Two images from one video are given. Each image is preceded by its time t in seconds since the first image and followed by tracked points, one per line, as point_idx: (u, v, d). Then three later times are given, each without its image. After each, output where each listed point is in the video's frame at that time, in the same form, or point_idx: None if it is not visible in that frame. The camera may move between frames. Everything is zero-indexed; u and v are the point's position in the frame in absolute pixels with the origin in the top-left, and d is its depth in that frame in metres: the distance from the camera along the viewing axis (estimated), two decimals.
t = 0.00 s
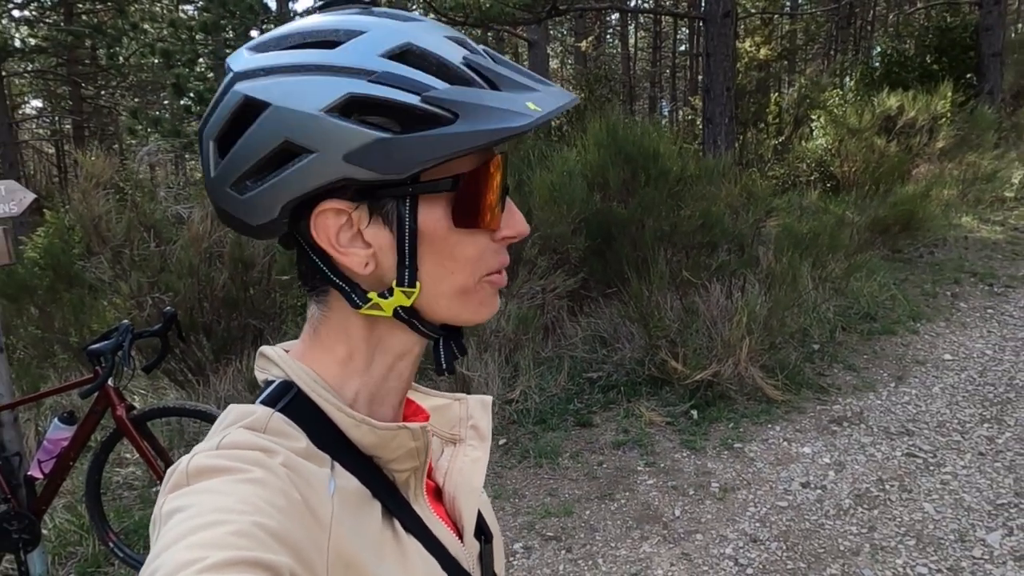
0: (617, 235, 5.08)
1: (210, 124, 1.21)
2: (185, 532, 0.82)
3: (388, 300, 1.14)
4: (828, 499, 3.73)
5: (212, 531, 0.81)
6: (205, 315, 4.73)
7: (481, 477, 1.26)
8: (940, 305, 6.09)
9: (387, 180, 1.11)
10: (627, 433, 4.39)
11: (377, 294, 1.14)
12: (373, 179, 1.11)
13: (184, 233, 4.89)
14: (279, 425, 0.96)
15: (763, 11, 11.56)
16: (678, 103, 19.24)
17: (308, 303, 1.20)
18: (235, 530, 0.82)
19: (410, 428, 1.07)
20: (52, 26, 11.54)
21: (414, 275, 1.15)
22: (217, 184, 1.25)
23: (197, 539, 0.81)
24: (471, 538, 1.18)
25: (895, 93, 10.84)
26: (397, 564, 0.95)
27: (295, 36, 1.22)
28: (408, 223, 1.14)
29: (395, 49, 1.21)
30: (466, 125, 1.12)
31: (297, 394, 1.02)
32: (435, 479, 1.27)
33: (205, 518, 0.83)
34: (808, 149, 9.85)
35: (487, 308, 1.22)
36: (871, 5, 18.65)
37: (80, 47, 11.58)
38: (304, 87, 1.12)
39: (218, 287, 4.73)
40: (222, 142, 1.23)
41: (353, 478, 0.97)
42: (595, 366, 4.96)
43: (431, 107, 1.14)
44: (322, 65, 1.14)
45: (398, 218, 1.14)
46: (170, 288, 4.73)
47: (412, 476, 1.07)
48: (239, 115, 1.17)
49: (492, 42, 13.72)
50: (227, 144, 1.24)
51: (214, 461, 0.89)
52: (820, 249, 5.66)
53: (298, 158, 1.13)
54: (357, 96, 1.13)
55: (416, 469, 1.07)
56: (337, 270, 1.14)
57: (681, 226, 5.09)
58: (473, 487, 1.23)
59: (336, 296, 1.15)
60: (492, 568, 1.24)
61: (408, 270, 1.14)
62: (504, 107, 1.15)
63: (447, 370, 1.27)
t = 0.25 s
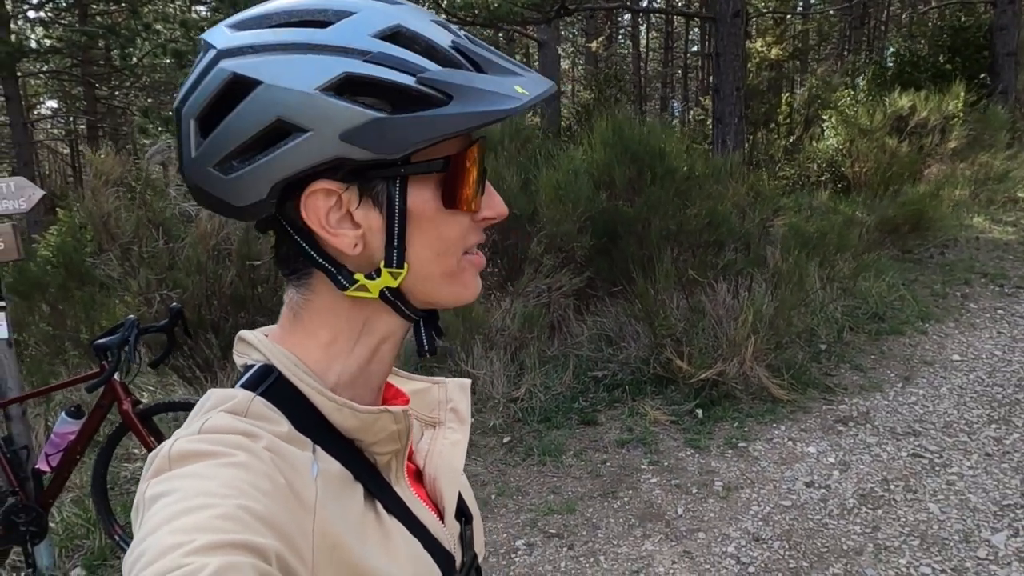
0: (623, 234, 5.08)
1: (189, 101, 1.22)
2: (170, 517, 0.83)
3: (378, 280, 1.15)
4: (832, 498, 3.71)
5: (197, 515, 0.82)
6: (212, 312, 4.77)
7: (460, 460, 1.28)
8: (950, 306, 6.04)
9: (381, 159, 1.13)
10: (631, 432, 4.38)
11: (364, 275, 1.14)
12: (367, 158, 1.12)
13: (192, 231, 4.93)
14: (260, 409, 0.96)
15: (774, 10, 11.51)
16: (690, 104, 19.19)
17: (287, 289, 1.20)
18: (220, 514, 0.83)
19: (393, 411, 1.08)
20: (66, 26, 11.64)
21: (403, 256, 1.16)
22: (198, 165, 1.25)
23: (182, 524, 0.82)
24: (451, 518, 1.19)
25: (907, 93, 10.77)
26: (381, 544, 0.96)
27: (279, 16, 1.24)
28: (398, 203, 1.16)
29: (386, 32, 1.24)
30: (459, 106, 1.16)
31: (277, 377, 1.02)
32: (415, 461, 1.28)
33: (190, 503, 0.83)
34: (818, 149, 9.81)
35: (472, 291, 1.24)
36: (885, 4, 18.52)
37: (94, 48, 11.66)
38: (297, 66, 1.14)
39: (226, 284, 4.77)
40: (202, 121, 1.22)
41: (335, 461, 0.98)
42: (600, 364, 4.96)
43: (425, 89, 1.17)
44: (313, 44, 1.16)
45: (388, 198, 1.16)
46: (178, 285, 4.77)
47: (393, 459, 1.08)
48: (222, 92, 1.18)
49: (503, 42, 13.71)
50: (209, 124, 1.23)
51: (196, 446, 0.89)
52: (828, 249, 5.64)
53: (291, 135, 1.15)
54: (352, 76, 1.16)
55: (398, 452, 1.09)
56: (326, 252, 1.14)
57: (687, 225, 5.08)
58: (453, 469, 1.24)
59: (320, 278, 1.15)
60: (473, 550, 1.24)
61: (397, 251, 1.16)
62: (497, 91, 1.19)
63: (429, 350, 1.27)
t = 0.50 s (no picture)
0: (642, 237, 5.07)
1: (180, 77, 1.20)
2: (137, 518, 0.85)
3: (372, 275, 1.17)
4: (851, 506, 3.65)
5: (165, 517, 0.84)
6: (235, 310, 4.84)
7: (429, 454, 1.33)
8: (980, 313, 5.92)
9: (398, 157, 1.18)
10: (647, 436, 4.36)
11: (361, 271, 1.16)
12: (392, 155, 1.17)
13: (216, 230, 5.00)
14: (229, 410, 0.98)
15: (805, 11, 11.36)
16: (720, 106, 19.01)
17: (259, 281, 1.17)
18: (188, 515, 0.85)
19: (363, 410, 1.10)
20: (103, 30, 11.88)
21: (400, 255, 1.20)
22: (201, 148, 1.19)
23: (149, 526, 0.84)
24: (422, 512, 1.22)
25: (941, 95, 10.57)
26: (350, 539, 0.99)
27: (294, 7, 1.24)
28: (403, 200, 1.20)
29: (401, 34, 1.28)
30: (474, 113, 1.24)
31: (245, 375, 1.02)
32: (384, 457, 1.32)
33: (158, 504, 0.85)
34: (848, 152, 9.67)
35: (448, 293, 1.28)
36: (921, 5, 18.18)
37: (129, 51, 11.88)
38: (327, 59, 1.16)
39: (248, 283, 4.83)
40: (211, 105, 1.18)
41: (305, 460, 1.00)
42: (618, 367, 4.92)
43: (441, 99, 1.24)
44: (340, 38, 1.18)
45: (394, 195, 1.19)
46: (202, 284, 4.85)
47: (363, 456, 1.11)
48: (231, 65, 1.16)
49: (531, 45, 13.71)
50: (217, 109, 1.20)
51: (165, 448, 0.91)
52: (854, 253, 5.55)
53: (318, 125, 1.16)
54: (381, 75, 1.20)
55: (367, 449, 1.12)
56: (323, 244, 1.15)
57: (707, 228, 5.05)
58: (422, 464, 1.29)
59: (309, 270, 1.15)
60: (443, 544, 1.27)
61: (395, 249, 1.19)
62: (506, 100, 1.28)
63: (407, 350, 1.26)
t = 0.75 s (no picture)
0: (662, 239, 5.00)
1: (160, 37, 1.11)
2: (70, 528, 0.78)
3: (346, 273, 1.12)
4: (867, 516, 3.58)
5: (99, 526, 0.78)
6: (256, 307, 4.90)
7: (364, 444, 1.26)
8: (1011, 319, 5.77)
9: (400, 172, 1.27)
10: (662, 439, 4.32)
11: (343, 270, 1.12)
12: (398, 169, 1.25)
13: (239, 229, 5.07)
14: (167, 410, 0.90)
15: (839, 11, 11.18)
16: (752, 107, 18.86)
17: (216, 262, 1.02)
18: (123, 525, 0.78)
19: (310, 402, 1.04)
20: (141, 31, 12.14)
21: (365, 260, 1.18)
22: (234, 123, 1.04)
23: (84, 536, 0.77)
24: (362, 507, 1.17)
25: (978, 97, 10.35)
26: (302, 537, 0.93)
27: None
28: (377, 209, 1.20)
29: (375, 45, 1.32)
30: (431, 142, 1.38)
31: (183, 371, 0.93)
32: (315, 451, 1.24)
33: (92, 513, 0.79)
34: (879, 155, 9.52)
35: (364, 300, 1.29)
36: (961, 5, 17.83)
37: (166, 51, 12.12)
38: (364, 69, 1.19)
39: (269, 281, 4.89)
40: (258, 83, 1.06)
41: (249, 459, 0.93)
42: (637, 370, 4.87)
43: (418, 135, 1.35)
44: (362, 48, 1.22)
45: (372, 203, 1.19)
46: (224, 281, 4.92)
47: (306, 452, 1.05)
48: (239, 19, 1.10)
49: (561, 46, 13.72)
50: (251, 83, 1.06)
51: (98, 453, 0.84)
52: (881, 257, 5.43)
53: (363, 133, 1.18)
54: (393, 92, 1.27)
55: (310, 443, 1.06)
56: (319, 236, 1.07)
57: (728, 231, 4.99)
58: (358, 457, 1.22)
59: (287, 259, 1.04)
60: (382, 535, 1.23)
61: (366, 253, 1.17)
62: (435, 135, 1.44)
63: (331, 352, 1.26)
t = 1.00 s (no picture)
0: (679, 241, 4.92)
1: (35, 14, 1.08)
2: None
3: (234, 260, 1.12)
4: (882, 527, 3.48)
5: (3, 534, 0.76)
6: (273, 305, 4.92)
7: (275, 427, 1.29)
8: None
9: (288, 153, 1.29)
10: (675, 444, 4.25)
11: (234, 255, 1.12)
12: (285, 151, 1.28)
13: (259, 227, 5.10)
14: (65, 412, 0.88)
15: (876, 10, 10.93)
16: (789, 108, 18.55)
17: (100, 251, 0.98)
18: (33, 532, 0.77)
19: (219, 389, 1.05)
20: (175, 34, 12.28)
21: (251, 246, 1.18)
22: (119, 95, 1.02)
23: None
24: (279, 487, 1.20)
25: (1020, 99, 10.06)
26: (219, 522, 0.96)
27: None
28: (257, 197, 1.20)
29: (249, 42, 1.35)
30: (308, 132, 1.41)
31: (75, 371, 0.90)
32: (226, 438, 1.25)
33: None
34: (916, 158, 9.30)
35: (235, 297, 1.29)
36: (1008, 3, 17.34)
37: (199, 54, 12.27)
38: (252, 53, 1.22)
39: (287, 280, 4.92)
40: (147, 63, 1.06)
41: (159, 454, 0.94)
42: (652, 373, 4.81)
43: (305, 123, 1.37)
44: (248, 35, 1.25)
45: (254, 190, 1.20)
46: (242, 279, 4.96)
47: (217, 439, 1.06)
48: None
49: (594, 48, 13.63)
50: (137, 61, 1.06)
51: None
52: (908, 261, 5.28)
53: (255, 112, 1.20)
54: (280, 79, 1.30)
55: (222, 430, 1.07)
56: (209, 219, 1.07)
57: (749, 234, 4.89)
58: (271, 438, 1.25)
59: (180, 246, 1.03)
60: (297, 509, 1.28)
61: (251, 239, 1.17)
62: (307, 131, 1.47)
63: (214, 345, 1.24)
